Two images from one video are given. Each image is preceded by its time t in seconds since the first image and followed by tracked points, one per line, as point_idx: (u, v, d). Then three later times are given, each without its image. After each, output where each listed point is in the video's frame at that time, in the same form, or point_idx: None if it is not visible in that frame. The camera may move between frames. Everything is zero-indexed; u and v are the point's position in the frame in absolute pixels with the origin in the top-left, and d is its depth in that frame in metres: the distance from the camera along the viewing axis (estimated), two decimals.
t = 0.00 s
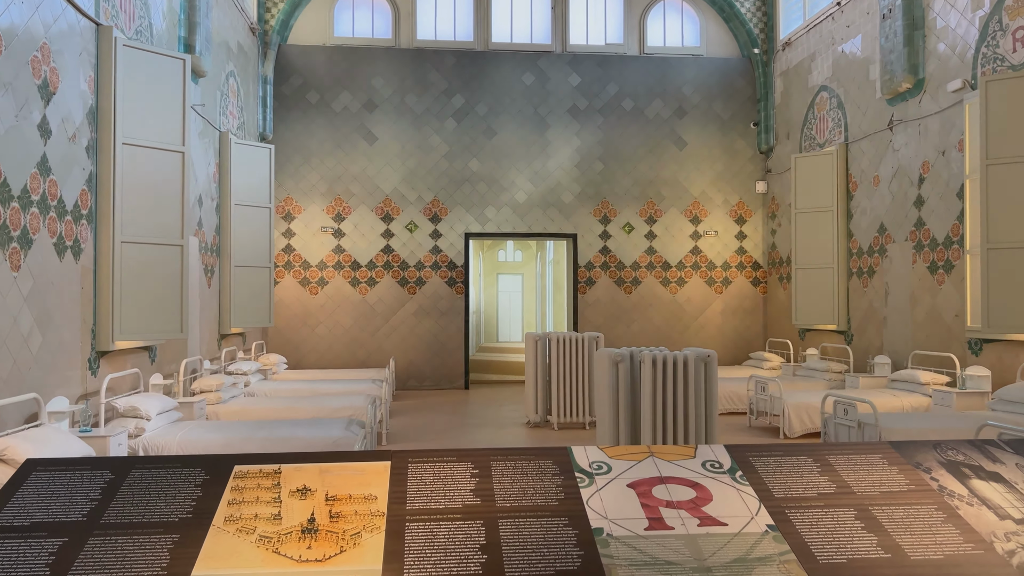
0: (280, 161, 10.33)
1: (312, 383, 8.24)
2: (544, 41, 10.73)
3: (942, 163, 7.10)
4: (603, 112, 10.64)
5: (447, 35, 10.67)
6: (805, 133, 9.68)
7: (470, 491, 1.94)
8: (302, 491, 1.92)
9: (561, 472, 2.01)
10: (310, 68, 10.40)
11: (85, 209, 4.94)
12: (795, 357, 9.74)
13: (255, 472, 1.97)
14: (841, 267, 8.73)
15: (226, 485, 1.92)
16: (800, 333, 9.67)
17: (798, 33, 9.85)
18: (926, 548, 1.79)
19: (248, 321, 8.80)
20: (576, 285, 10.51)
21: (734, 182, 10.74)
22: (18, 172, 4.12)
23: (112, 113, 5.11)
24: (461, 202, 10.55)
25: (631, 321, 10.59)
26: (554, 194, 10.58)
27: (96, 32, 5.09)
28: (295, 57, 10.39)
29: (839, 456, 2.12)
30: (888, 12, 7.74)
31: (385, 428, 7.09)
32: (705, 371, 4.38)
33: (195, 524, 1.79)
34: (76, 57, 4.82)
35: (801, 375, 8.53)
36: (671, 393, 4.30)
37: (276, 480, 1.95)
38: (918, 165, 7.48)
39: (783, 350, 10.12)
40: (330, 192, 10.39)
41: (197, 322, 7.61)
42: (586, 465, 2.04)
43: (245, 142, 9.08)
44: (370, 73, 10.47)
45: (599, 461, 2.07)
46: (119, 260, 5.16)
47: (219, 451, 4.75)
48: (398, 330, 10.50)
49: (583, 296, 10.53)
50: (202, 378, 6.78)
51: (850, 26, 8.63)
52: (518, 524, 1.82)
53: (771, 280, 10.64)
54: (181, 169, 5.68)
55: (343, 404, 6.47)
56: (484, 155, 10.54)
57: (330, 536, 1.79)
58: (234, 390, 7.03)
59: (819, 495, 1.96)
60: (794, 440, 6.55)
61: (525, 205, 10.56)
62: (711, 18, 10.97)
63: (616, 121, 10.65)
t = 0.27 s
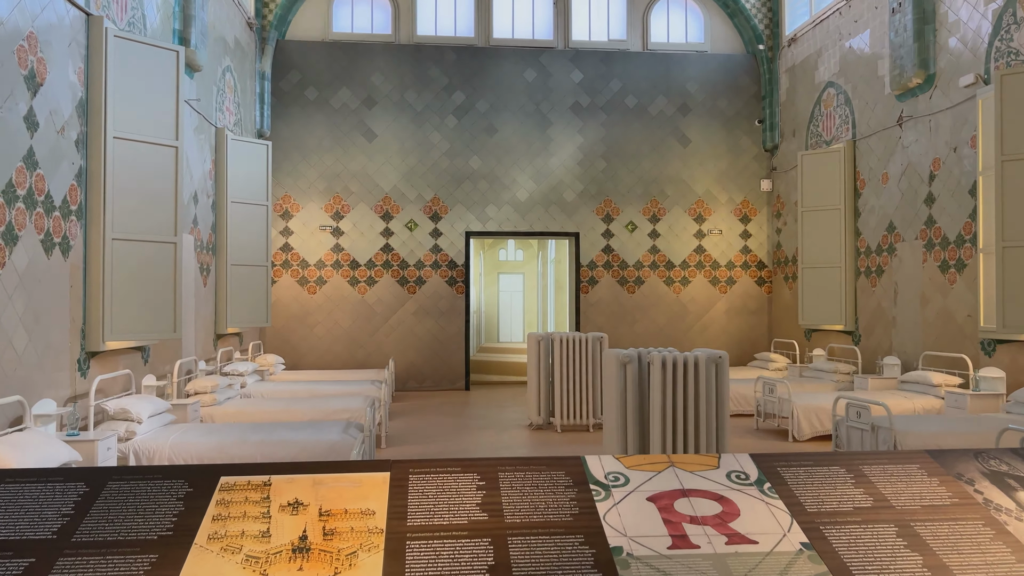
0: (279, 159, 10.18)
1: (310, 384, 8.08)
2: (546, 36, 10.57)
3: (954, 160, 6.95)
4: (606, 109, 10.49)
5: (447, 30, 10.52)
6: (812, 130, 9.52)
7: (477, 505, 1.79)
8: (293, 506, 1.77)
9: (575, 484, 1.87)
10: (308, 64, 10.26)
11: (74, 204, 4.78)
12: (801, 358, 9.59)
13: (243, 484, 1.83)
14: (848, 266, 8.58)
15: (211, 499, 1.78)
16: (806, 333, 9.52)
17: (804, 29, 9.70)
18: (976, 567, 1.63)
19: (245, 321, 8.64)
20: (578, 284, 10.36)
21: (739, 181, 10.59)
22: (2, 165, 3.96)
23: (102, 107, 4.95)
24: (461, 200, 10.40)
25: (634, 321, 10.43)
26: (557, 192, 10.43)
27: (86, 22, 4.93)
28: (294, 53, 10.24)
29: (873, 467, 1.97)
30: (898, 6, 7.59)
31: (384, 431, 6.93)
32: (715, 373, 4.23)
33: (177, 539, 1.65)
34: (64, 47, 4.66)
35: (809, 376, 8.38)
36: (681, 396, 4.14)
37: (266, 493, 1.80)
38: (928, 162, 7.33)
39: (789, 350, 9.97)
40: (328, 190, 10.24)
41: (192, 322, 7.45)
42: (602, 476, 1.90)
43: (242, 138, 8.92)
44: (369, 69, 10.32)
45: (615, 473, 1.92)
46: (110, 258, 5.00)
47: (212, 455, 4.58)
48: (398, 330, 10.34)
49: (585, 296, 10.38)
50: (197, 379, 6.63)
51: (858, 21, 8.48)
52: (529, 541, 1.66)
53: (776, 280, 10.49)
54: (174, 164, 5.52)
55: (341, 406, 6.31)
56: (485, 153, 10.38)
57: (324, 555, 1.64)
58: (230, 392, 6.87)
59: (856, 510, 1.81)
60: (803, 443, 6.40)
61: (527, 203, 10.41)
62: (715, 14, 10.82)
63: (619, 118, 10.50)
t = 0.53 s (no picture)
0: (277, 157, 10.04)
1: (308, 387, 7.92)
2: (548, 33, 10.43)
3: (965, 157, 6.79)
4: (608, 107, 10.35)
5: (448, 27, 10.38)
6: (818, 128, 9.37)
7: (483, 527, 1.69)
8: (283, 528, 1.69)
9: (590, 503, 1.75)
10: (307, 61, 10.13)
11: (64, 203, 4.64)
12: (808, 359, 9.44)
13: (231, 504, 1.75)
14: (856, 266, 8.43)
15: (194, 520, 1.70)
16: (813, 334, 9.37)
17: (810, 25, 9.55)
18: None
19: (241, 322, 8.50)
20: (581, 284, 10.21)
21: (743, 179, 10.45)
22: None
23: (93, 102, 4.81)
24: (462, 199, 10.25)
25: (637, 322, 10.29)
26: (559, 191, 10.28)
27: (75, 14, 4.78)
28: (292, 50, 10.11)
29: (913, 483, 1.83)
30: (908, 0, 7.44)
31: (385, 434, 6.78)
32: (727, 377, 4.08)
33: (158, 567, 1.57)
34: (52, 41, 4.51)
35: (816, 378, 8.23)
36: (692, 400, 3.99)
37: (256, 516, 1.72)
38: (939, 160, 7.17)
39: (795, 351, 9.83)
40: (327, 189, 10.10)
41: (186, 323, 7.31)
42: (619, 493, 1.78)
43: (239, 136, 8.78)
44: (368, 66, 10.18)
45: (633, 490, 1.80)
46: (102, 259, 4.85)
47: (205, 461, 4.44)
48: (398, 331, 10.20)
49: (588, 296, 10.23)
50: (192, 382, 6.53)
51: (866, 17, 8.34)
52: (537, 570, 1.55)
53: (782, 280, 10.34)
54: (167, 161, 5.37)
55: (340, 410, 6.17)
56: (486, 151, 10.24)
57: None
58: (226, 395, 6.74)
59: (896, 532, 1.67)
60: (813, 446, 6.24)
61: (529, 202, 10.26)
62: (719, 10, 10.68)
63: (622, 116, 10.35)
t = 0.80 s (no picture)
0: (275, 155, 9.91)
1: (307, 388, 7.80)
2: (550, 30, 10.31)
3: (977, 154, 6.63)
4: (611, 104, 10.21)
5: (448, 24, 10.26)
6: (824, 125, 9.23)
7: (491, 545, 1.63)
8: (272, 548, 1.63)
9: (606, 519, 1.71)
10: (306, 58, 10.01)
11: (53, 199, 4.50)
12: (814, 360, 9.31)
13: (216, 521, 1.70)
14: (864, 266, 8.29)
15: (174, 540, 1.64)
16: (819, 335, 9.24)
17: (815, 21, 9.41)
18: None
19: (239, 322, 8.56)
20: (583, 284, 10.08)
21: (748, 178, 10.31)
22: None
23: (83, 95, 4.67)
24: (463, 197, 10.13)
25: (640, 322, 10.15)
26: (561, 190, 10.15)
27: (65, 5, 4.64)
28: (290, 46, 9.99)
29: (955, 498, 1.78)
30: None
31: (384, 437, 6.65)
32: (738, 379, 3.95)
33: None
34: (41, 32, 4.36)
35: (823, 379, 8.09)
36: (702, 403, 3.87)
37: (243, 533, 1.67)
38: (949, 157, 7.01)
39: (800, 352, 9.70)
40: (326, 187, 9.97)
41: (182, 321, 7.31)
42: (638, 508, 1.74)
43: (237, 133, 8.66)
44: (368, 63, 10.06)
45: (653, 505, 1.76)
46: (93, 257, 4.72)
47: (198, 466, 4.36)
48: (397, 331, 10.07)
49: (591, 296, 10.10)
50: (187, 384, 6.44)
51: (873, 12, 8.19)
52: None
53: (787, 279, 10.20)
54: (160, 157, 5.23)
55: (338, 412, 6.05)
56: (487, 149, 10.11)
57: None
58: (222, 397, 6.63)
59: (941, 551, 1.61)
60: (822, 450, 6.13)
61: (530, 201, 10.13)
62: (723, 6, 10.56)
63: (624, 114, 10.22)
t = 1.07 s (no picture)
0: (272, 153, 9.79)
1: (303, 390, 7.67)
2: (551, 26, 10.18)
3: (988, 151, 6.45)
4: (613, 101, 10.08)
5: (448, 20, 10.15)
6: (829, 123, 9.08)
7: (494, 571, 1.51)
8: (252, 572, 1.52)
9: (622, 540, 1.60)
10: (304, 55, 9.88)
11: (40, 195, 4.35)
12: (819, 361, 9.17)
13: (193, 541, 1.59)
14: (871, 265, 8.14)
15: (145, 564, 1.53)
16: (825, 335, 9.10)
17: (821, 17, 9.27)
18: None
19: (234, 323, 8.43)
20: (585, 284, 9.95)
21: (752, 176, 10.17)
22: None
23: (72, 89, 4.53)
24: (462, 196, 9.99)
25: (643, 323, 10.01)
26: (562, 188, 10.02)
27: None
28: (288, 43, 9.86)
29: (1001, 518, 1.68)
30: None
31: (382, 440, 6.54)
32: (749, 381, 3.84)
33: None
34: (27, 23, 4.22)
35: (830, 380, 7.95)
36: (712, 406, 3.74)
37: (221, 557, 1.56)
38: (959, 154, 6.83)
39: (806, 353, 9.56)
40: (324, 185, 9.85)
41: (177, 322, 7.22)
42: (655, 528, 1.63)
43: (232, 131, 8.52)
44: (367, 60, 9.93)
45: (671, 524, 1.66)
46: (81, 256, 4.58)
47: (189, 471, 4.23)
48: (397, 332, 9.93)
49: (593, 296, 9.96)
50: (180, 387, 6.31)
51: (880, 7, 8.05)
52: None
53: (792, 279, 10.06)
54: (151, 153, 5.09)
55: (335, 415, 5.92)
56: (487, 147, 9.98)
57: None
58: (216, 400, 6.50)
59: None
60: (831, 453, 6.00)
61: (531, 199, 9.99)
62: (726, 3, 10.42)
63: (627, 111, 10.08)
